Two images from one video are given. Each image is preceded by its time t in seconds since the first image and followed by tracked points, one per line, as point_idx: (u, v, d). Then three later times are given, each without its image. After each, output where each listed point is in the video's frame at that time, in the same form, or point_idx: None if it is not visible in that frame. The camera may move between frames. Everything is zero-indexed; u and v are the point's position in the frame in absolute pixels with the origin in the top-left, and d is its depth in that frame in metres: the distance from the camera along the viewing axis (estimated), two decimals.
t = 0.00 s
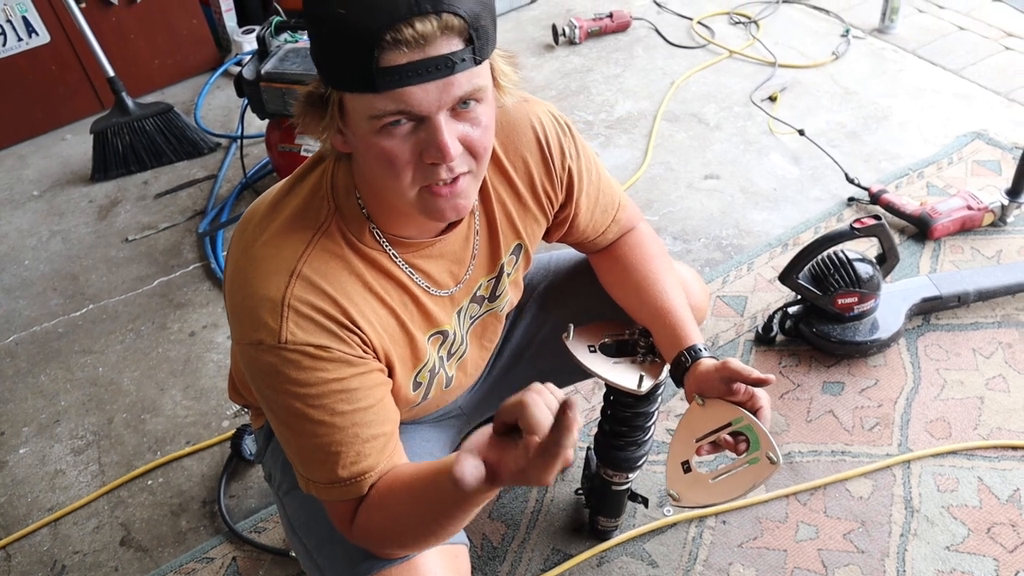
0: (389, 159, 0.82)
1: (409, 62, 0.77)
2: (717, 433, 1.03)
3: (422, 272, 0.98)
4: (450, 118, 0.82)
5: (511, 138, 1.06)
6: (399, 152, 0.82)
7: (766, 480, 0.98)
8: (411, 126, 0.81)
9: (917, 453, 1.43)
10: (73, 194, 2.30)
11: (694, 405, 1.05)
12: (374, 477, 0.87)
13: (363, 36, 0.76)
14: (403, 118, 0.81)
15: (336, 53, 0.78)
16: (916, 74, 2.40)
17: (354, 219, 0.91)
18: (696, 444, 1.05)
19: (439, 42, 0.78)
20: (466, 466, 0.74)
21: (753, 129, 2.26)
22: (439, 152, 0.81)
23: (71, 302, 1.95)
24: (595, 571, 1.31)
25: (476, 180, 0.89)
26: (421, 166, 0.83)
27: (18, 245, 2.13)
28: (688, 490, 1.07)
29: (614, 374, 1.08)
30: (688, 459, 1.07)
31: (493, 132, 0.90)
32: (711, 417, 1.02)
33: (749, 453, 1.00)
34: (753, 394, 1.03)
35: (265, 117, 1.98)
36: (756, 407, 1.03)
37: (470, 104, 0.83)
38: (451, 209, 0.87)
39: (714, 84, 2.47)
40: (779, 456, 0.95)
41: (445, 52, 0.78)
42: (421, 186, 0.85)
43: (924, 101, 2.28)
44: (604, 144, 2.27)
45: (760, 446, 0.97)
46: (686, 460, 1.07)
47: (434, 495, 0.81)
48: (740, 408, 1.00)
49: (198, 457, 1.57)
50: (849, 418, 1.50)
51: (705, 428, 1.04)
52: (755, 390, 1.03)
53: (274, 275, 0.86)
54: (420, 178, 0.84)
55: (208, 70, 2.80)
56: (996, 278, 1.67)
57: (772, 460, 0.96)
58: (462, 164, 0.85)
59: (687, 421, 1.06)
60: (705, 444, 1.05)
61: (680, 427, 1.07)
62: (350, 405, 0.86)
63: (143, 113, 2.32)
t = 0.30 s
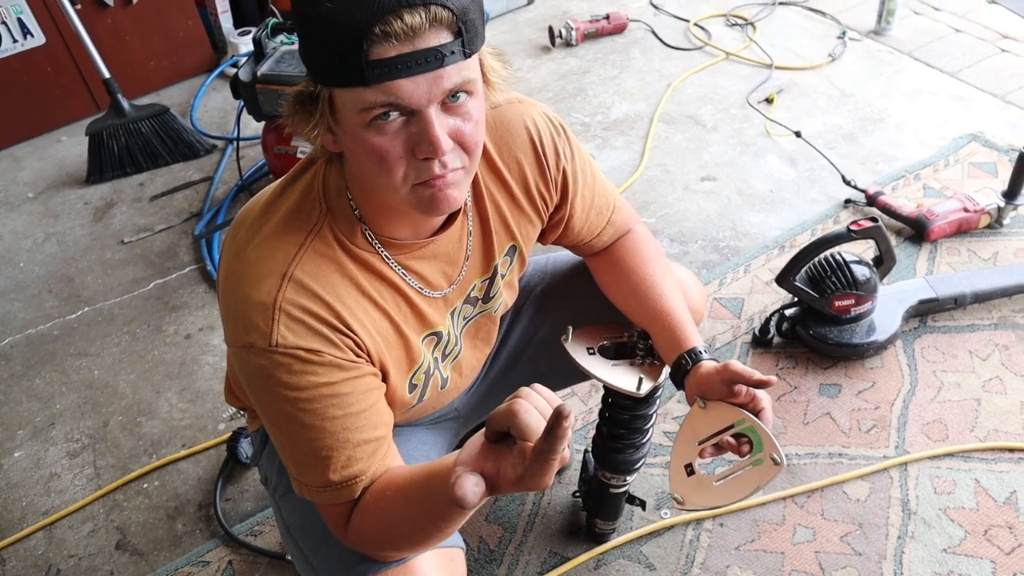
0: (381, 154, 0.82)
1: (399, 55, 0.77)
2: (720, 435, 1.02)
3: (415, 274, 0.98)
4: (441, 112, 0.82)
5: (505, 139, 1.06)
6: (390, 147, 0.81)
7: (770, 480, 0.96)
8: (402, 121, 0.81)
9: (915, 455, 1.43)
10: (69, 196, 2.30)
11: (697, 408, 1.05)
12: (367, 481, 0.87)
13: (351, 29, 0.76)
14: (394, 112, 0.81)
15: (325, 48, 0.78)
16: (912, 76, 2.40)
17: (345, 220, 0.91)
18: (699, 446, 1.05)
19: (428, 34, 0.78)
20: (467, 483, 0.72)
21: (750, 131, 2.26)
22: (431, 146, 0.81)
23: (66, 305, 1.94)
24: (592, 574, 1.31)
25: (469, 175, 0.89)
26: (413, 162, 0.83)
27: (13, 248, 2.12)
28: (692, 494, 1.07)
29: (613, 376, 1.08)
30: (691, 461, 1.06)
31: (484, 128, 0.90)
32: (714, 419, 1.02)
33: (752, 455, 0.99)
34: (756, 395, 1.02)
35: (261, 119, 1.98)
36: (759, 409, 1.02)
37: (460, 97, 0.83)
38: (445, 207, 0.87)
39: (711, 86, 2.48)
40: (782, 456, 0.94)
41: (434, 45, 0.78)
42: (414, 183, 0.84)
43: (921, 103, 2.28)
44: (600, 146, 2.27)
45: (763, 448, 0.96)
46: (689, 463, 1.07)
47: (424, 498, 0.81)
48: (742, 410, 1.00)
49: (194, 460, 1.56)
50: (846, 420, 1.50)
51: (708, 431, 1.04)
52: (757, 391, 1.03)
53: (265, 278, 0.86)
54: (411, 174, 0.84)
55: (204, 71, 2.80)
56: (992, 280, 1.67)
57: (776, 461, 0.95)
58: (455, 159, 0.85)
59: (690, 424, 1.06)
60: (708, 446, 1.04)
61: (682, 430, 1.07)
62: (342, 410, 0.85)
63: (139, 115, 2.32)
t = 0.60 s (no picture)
0: (372, 149, 0.82)
1: (388, 49, 0.77)
2: (719, 430, 1.02)
3: (412, 269, 0.97)
4: (431, 107, 0.82)
5: (503, 135, 1.06)
6: (380, 142, 0.81)
7: (770, 475, 0.96)
8: (392, 116, 0.81)
9: (914, 454, 1.43)
10: (66, 194, 2.29)
11: (695, 404, 1.05)
12: (365, 477, 0.86)
13: (340, 23, 0.76)
14: (384, 107, 0.81)
15: (315, 42, 0.78)
16: (911, 75, 2.40)
17: (341, 215, 0.90)
18: (698, 442, 1.04)
19: (418, 29, 0.78)
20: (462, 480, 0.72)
21: (749, 129, 2.26)
22: (421, 141, 0.81)
23: (64, 303, 1.93)
24: (592, 573, 1.31)
25: (462, 171, 0.88)
26: (403, 156, 0.82)
27: (11, 246, 2.12)
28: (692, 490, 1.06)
29: (614, 373, 1.08)
30: (690, 457, 1.06)
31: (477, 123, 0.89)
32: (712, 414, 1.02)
33: (751, 449, 0.99)
34: (753, 390, 1.03)
35: (259, 118, 1.97)
36: (756, 404, 1.03)
37: (451, 92, 0.83)
38: (435, 203, 0.86)
39: (710, 84, 2.47)
40: (781, 450, 0.95)
41: (423, 39, 0.78)
42: (406, 178, 0.84)
43: (920, 102, 2.28)
44: (599, 144, 2.27)
45: (762, 442, 0.96)
46: (687, 458, 1.06)
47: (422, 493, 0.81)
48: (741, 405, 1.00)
49: (193, 459, 1.56)
50: (845, 419, 1.50)
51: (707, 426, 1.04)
52: (755, 386, 1.04)
53: (263, 273, 0.86)
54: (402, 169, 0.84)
55: (202, 69, 2.79)
56: (991, 280, 1.67)
57: (775, 455, 0.95)
58: (445, 154, 0.84)
59: (688, 419, 1.06)
60: (707, 441, 1.04)
61: (680, 426, 1.07)
62: (339, 405, 0.85)
63: (137, 113, 2.32)
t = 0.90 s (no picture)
0: (371, 127, 0.81)
1: (387, 25, 0.76)
2: (724, 417, 1.03)
3: (412, 257, 0.97)
4: (431, 85, 0.82)
5: (511, 131, 1.05)
6: (380, 120, 0.81)
7: (776, 461, 0.98)
8: (392, 93, 0.81)
9: (915, 453, 1.43)
10: (69, 188, 2.29)
11: (699, 392, 1.05)
12: (358, 471, 0.86)
13: None
14: (384, 84, 0.80)
15: (313, 20, 0.78)
16: (915, 73, 2.40)
17: (342, 203, 0.90)
18: (703, 430, 1.05)
19: (417, 4, 0.77)
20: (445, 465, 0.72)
21: (753, 127, 2.26)
22: (420, 118, 0.81)
23: (66, 297, 1.93)
24: (592, 569, 1.31)
25: (462, 153, 0.88)
26: (403, 134, 0.82)
27: (13, 239, 2.12)
28: (700, 478, 1.06)
29: (617, 367, 1.08)
30: (696, 445, 1.06)
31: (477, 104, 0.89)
32: (718, 402, 1.03)
33: (757, 435, 1.00)
34: (757, 377, 1.02)
35: (262, 112, 1.97)
36: (760, 391, 1.03)
37: (451, 70, 0.83)
38: (434, 181, 0.86)
39: (714, 81, 2.47)
40: (789, 436, 0.96)
41: (423, 16, 0.78)
42: (405, 157, 0.84)
43: (924, 100, 2.28)
44: (602, 141, 2.27)
45: (769, 428, 0.98)
46: (694, 447, 1.06)
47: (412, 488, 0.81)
48: (745, 393, 1.01)
49: (194, 453, 1.56)
50: (847, 417, 1.50)
51: (712, 414, 1.04)
52: (759, 373, 1.03)
53: (260, 264, 0.85)
54: (403, 147, 0.83)
55: (205, 63, 2.78)
56: (994, 278, 1.67)
57: (782, 440, 0.97)
58: (445, 133, 0.84)
59: (692, 409, 1.06)
60: (713, 429, 1.04)
61: (685, 415, 1.07)
62: (334, 397, 0.85)
63: (139, 107, 2.31)
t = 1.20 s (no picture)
0: (386, 129, 0.81)
1: (403, 26, 0.77)
2: (730, 413, 1.02)
3: (422, 260, 0.97)
4: (445, 86, 0.82)
5: (508, 127, 1.05)
6: (395, 121, 0.81)
7: (783, 456, 0.97)
8: (406, 94, 0.81)
9: (918, 451, 1.43)
10: (71, 185, 2.29)
11: (704, 388, 1.05)
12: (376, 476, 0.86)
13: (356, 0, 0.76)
14: (398, 85, 0.80)
15: (329, 21, 0.78)
16: (918, 71, 2.39)
17: (353, 207, 0.90)
18: (709, 427, 1.04)
19: (433, 6, 0.78)
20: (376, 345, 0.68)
21: (756, 125, 2.25)
22: (436, 119, 0.81)
23: (69, 294, 1.94)
24: (594, 567, 1.31)
25: (475, 154, 0.88)
26: (419, 136, 0.82)
27: (16, 237, 2.12)
28: (706, 475, 1.05)
29: (621, 365, 1.08)
30: (702, 442, 1.06)
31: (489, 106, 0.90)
32: (722, 399, 1.03)
33: (763, 431, 0.99)
34: (761, 372, 1.03)
35: (265, 109, 1.97)
36: (765, 386, 1.03)
37: (465, 71, 0.83)
38: (450, 183, 0.86)
39: (716, 79, 2.47)
40: (794, 431, 0.95)
41: (438, 17, 0.78)
42: (420, 159, 0.84)
43: (927, 99, 2.27)
44: (605, 139, 2.26)
45: (774, 423, 0.97)
46: (700, 444, 1.06)
47: (407, 485, 0.79)
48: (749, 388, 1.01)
49: (196, 450, 1.56)
50: (850, 415, 1.50)
51: (718, 410, 1.04)
52: (764, 368, 1.03)
53: (275, 272, 0.85)
54: (418, 149, 0.83)
55: (207, 61, 2.79)
56: (997, 277, 1.67)
57: (788, 435, 0.96)
58: (459, 135, 0.84)
59: (698, 405, 1.06)
60: (718, 426, 1.04)
61: (691, 412, 1.07)
62: (351, 403, 0.85)
63: (142, 105, 2.32)
